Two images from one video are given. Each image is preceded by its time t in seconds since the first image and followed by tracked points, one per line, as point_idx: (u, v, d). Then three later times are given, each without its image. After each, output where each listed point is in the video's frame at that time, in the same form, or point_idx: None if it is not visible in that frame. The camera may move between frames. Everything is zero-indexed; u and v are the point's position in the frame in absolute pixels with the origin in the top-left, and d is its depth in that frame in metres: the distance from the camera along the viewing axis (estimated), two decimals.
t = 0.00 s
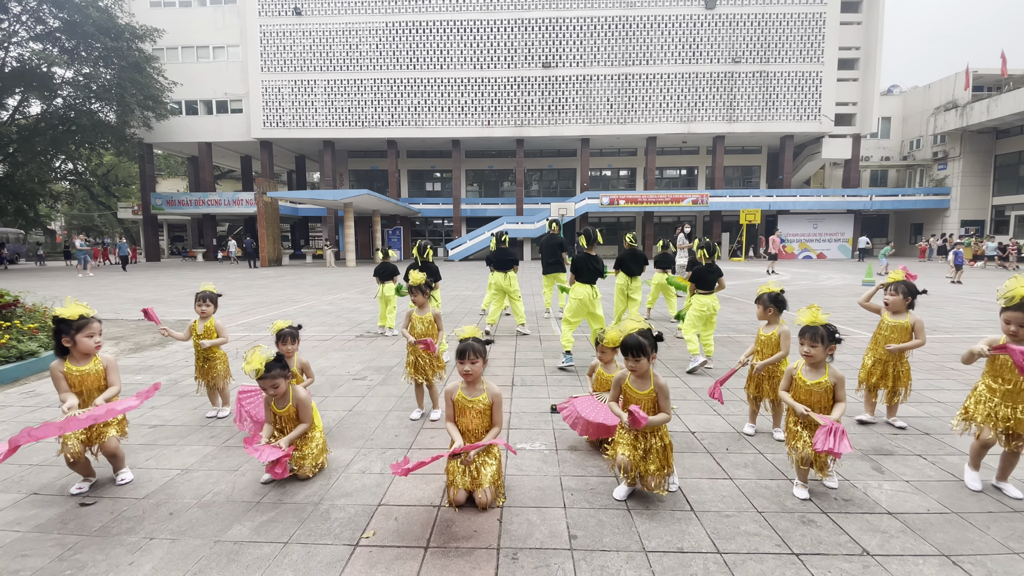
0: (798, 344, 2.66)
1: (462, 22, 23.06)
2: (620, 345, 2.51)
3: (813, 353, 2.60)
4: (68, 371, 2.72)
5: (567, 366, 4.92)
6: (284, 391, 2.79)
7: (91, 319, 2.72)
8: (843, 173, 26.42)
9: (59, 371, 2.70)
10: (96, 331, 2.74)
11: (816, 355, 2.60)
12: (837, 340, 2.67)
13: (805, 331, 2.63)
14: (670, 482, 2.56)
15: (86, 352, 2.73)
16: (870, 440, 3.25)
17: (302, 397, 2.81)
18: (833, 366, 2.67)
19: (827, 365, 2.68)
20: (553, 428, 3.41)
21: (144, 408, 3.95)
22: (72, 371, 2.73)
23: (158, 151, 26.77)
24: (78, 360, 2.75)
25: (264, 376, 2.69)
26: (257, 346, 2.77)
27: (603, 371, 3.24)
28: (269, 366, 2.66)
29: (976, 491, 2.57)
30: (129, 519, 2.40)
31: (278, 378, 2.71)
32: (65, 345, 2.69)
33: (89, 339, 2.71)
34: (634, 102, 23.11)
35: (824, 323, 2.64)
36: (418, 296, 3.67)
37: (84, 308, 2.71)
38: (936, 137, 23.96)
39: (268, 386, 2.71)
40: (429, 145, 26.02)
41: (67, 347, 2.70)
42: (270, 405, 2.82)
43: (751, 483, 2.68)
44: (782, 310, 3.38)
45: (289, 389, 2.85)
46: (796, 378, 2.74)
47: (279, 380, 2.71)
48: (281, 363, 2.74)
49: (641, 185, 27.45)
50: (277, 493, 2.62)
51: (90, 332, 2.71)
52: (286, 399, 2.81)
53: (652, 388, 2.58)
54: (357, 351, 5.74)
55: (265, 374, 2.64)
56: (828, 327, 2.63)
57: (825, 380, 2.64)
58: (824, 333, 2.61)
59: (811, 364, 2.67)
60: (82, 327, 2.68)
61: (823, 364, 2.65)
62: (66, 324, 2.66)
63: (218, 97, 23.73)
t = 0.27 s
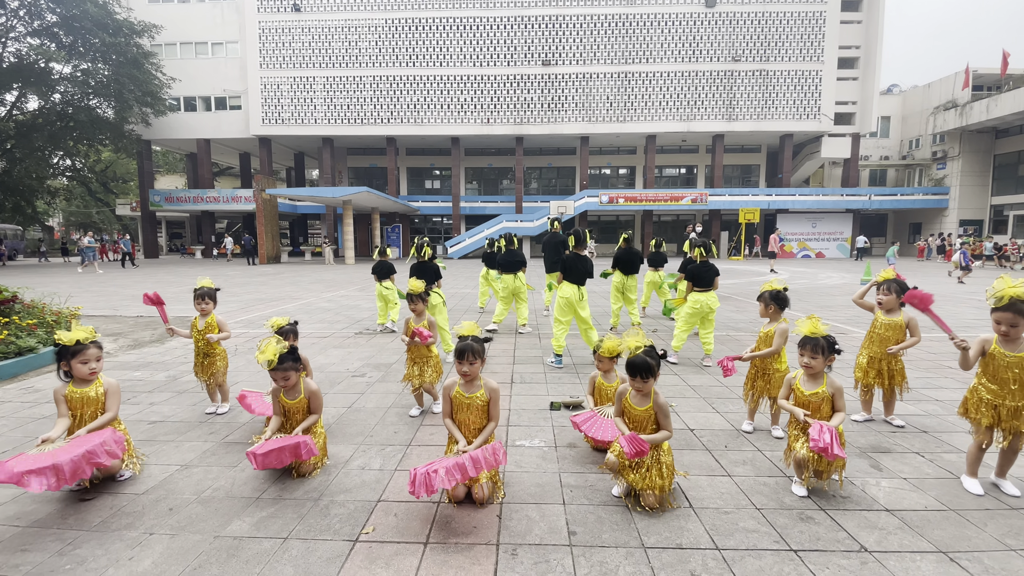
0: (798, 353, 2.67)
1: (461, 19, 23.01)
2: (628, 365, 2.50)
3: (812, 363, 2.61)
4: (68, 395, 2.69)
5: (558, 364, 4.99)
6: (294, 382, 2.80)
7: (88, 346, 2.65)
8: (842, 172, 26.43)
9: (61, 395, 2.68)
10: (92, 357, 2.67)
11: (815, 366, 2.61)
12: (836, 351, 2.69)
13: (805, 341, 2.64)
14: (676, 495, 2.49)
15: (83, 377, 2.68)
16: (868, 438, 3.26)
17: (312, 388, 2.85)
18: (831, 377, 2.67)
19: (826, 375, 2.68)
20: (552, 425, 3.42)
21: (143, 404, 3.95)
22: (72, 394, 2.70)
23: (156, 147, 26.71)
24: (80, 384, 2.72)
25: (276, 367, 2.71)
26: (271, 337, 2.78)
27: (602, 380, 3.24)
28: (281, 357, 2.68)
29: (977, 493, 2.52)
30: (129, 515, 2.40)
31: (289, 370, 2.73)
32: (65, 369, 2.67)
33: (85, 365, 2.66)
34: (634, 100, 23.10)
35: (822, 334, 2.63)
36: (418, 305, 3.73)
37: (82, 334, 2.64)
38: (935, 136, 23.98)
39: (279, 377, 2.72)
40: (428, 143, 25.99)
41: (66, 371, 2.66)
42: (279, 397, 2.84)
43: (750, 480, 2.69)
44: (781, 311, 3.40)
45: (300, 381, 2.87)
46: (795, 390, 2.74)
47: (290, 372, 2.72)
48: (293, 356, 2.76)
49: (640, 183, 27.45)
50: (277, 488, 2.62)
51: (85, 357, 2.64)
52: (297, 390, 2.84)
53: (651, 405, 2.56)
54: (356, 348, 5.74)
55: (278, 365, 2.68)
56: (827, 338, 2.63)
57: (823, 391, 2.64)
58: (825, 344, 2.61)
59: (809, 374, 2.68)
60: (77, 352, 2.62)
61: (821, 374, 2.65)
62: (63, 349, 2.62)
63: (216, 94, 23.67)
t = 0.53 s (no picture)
0: (803, 362, 2.65)
1: (460, 14, 22.91)
2: (625, 362, 2.47)
3: (818, 372, 2.58)
4: (62, 391, 2.66)
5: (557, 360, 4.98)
6: (286, 372, 2.81)
7: (83, 340, 2.64)
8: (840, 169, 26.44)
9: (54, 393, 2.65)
10: (87, 351, 2.65)
11: (822, 375, 2.58)
12: (843, 359, 2.67)
13: (810, 350, 2.61)
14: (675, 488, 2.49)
15: (78, 373, 2.65)
16: (866, 434, 3.26)
17: (305, 377, 2.87)
18: (837, 386, 2.66)
19: (832, 385, 2.66)
20: (551, 420, 3.42)
21: (139, 398, 3.93)
22: (67, 391, 2.67)
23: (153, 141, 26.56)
24: (74, 380, 2.69)
25: (268, 355, 2.71)
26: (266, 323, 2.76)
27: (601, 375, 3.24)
28: (275, 344, 2.67)
29: (972, 491, 2.53)
30: (125, 509, 2.39)
31: (283, 358, 2.74)
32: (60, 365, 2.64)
33: (80, 360, 2.63)
34: (633, 96, 23.05)
35: (827, 341, 2.60)
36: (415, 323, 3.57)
37: (78, 328, 2.63)
38: (933, 134, 24.00)
39: (271, 365, 2.73)
40: (426, 138, 25.90)
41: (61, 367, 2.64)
42: (269, 389, 2.81)
43: (748, 475, 2.69)
44: (782, 306, 3.38)
45: (291, 370, 2.88)
46: (800, 398, 2.71)
47: (283, 361, 2.74)
48: (286, 344, 2.78)
49: (639, 180, 27.44)
50: (274, 483, 2.62)
51: (80, 352, 2.63)
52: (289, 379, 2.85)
53: (661, 403, 2.53)
54: (354, 344, 5.72)
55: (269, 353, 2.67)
56: (831, 346, 2.60)
57: (830, 400, 2.62)
58: (831, 352, 2.59)
59: (816, 384, 2.65)
60: (72, 347, 2.60)
61: (827, 384, 2.63)
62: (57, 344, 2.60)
63: (214, 88, 23.53)
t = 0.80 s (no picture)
0: (815, 366, 2.65)
1: (460, 11, 22.85)
2: (624, 356, 2.47)
3: (832, 375, 2.59)
4: (52, 394, 2.62)
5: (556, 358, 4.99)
6: (276, 387, 2.77)
7: (77, 341, 2.64)
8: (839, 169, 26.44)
9: (43, 395, 2.61)
10: (82, 352, 2.64)
11: (835, 379, 2.59)
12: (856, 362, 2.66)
13: (821, 354, 2.62)
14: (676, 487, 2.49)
15: (72, 374, 2.63)
16: (863, 433, 3.27)
17: (297, 390, 2.83)
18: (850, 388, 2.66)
19: (846, 388, 2.66)
20: (549, 419, 3.42)
21: (137, 396, 3.92)
22: (56, 394, 2.63)
23: (150, 137, 26.43)
24: (64, 383, 2.65)
25: (253, 373, 2.66)
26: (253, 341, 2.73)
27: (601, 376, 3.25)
28: (260, 363, 2.63)
29: (969, 488, 2.54)
30: (123, 506, 2.39)
31: (268, 376, 2.68)
32: (52, 366, 2.61)
33: (75, 360, 2.62)
34: (632, 94, 23.04)
35: (841, 344, 2.60)
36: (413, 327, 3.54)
37: (72, 328, 2.64)
38: (931, 133, 24.03)
39: (257, 383, 2.68)
40: (425, 136, 25.85)
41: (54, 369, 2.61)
42: (262, 401, 2.81)
43: (745, 474, 2.70)
44: (781, 303, 3.39)
45: (283, 384, 2.84)
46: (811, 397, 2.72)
47: (269, 378, 2.68)
48: (272, 361, 2.70)
49: (637, 178, 27.44)
50: (272, 481, 2.62)
51: (76, 353, 2.62)
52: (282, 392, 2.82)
53: (659, 397, 2.53)
54: (352, 341, 5.72)
55: (255, 368, 2.62)
56: (845, 350, 2.60)
57: (843, 403, 2.62)
58: (843, 356, 2.59)
59: (828, 386, 2.65)
60: (67, 347, 2.59)
61: (841, 387, 2.63)
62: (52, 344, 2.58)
63: (211, 84, 23.39)
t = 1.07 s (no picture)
0: (814, 362, 2.68)
1: (458, 8, 22.78)
2: (610, 374, 2.42)
3: (833, 370, 2.62)
4: (37, 391, 2.55)
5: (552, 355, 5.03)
6: (278, 395, 2.75)
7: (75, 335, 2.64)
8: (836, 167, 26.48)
9: (26, 393, 2.53)
10: (79, 347, 2.64)
11: (835, 373, 2.62)
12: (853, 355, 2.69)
13: (821, 351, 2.63)
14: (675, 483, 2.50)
15: (66, 370, 2.59)
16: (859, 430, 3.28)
17: (299, 397, 2.81)
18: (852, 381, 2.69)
19: (847, 380, 2.70)
20: (546, 416, 3.42)
21: (133, 394, 3.91)
22: (42, 392, 2.55)
23: (146, 135, 26.30)
24: (50, 381, 2.58)
25: (256, 383, 2.64)
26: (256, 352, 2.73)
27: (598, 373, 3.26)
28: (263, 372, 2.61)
29: (961, 485, 2.56)
30: (120, 504, 2.38)
31: (270, 386, 2.65)
32: (43, 362, 2.55)
33: (70, 354, 2.59)
34: (630, 92, 23.03)
35: (840, 339, 2.61)
36: (410, 322, 3.54)
37: (69, 324, 2.65)
38: (929, 131, 24.08)
39: (259, 392, 2.66)
40: (423, 133, 25.79)
41: (45, 364, 2.55)
42: (266, 407, 2.80)
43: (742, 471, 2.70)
44: (782, 302, 3.40)
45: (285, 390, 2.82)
46: (814, 394, 2.74)
47: (271, 389, 2.65)
48: (274, 371, 2.67)
49: (635, 176, 27.44)
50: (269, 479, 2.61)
51: (75, 346, 2.62)
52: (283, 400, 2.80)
53: (645, 405, 2.49)
54: (350, 339, 5.71)
55: (260, 376, 2.61)
56: (844, 344, 2.62)
57: (847, 395, 2.65)
58: (843, 352, 2.61)
59: (830, 380, 2.68)
60: (66, 340, 2.59)
61: (843, 380, 2.66)
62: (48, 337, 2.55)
63: (207, 81, 23.29)
